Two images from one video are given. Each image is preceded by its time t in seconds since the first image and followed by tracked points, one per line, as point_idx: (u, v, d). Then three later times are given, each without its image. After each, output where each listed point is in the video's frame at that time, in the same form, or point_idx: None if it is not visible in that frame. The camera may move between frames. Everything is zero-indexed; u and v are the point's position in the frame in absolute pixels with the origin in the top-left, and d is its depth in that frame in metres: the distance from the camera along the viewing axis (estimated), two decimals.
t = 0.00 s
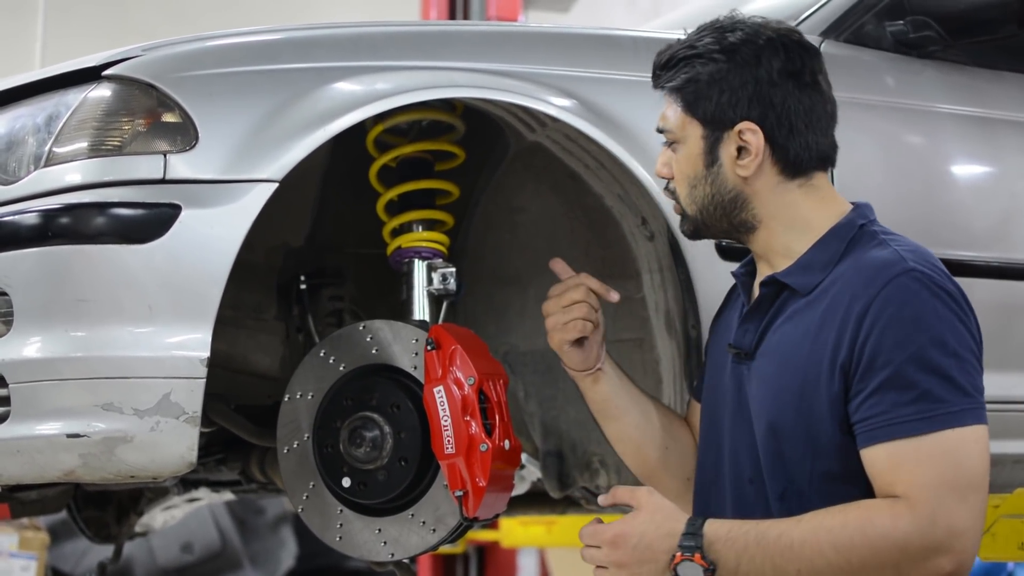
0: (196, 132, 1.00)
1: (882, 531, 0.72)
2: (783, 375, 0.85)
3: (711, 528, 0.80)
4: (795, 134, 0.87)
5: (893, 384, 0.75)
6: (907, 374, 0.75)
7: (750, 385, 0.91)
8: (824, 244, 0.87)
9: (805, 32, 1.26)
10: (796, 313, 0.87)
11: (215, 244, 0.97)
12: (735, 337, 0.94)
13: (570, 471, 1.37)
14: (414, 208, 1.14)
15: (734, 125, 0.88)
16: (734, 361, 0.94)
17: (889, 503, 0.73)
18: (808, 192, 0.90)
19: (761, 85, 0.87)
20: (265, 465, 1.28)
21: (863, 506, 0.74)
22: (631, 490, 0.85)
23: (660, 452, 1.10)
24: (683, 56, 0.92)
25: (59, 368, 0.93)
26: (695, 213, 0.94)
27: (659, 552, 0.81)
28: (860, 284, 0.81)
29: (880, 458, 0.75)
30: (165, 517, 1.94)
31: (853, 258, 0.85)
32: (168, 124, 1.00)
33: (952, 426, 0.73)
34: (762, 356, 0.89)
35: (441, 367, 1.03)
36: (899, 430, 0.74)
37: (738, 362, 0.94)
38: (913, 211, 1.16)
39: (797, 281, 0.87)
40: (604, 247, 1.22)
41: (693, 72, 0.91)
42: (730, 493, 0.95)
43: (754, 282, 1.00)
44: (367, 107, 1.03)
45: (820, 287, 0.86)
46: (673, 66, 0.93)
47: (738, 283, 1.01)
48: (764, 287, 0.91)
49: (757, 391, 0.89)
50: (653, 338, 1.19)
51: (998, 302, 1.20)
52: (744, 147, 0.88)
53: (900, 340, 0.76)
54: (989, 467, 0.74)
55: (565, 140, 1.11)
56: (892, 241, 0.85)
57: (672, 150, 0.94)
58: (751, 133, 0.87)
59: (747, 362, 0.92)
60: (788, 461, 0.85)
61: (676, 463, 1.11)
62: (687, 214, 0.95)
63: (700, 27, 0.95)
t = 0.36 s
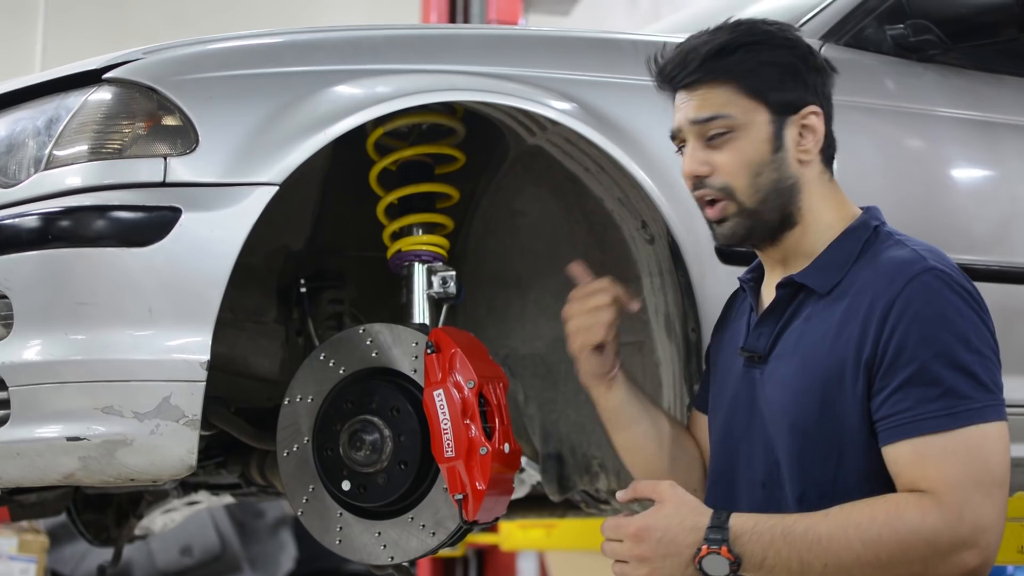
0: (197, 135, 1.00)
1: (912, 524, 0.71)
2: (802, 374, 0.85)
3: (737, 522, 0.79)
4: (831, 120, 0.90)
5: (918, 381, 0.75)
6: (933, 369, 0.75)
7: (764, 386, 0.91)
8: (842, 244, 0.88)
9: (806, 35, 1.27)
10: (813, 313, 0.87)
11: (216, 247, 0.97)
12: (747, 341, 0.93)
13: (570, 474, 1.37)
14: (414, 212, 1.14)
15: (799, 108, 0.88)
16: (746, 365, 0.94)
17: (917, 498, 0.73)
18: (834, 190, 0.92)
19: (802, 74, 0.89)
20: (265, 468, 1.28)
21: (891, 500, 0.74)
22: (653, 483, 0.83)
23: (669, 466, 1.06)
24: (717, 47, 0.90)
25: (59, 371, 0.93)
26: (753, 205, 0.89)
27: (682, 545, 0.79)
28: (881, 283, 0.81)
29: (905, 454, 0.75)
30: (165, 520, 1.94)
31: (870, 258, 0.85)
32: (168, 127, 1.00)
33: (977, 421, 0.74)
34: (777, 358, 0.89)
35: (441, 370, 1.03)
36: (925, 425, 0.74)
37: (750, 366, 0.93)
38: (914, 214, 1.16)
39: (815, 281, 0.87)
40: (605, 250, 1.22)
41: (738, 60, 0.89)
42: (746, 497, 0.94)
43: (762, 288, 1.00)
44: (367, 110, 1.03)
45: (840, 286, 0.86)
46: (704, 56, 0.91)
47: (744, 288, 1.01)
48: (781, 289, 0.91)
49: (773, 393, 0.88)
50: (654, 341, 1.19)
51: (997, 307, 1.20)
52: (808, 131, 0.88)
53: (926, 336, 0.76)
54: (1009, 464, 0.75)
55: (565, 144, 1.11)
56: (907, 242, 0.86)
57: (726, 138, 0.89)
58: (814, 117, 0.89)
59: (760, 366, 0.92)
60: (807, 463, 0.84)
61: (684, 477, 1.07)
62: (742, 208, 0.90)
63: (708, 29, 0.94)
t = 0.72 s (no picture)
0: (194, 138, 1.00)
1: (972, 502, 0.72)
2: (825, 368, 0.84)
3: (801, 514, 0.74)
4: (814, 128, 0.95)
5: (957, 364, 0.76)
6: (970, 351, 0.76)
7: (774, 387, 0.88)
8: (841, 243, 0.89)
9: (804, 38, 1.27)
10: (828, 308, 0.86)
11: (214, 250, 0.97)
12: (755, 343, 0.91)
13: (568, 477, 1.37)
14: (412, 214, 1.14)
15: (806, 112, 0.92)
16: (751, 370, 0.91)
17: (970, 478, 0.73)
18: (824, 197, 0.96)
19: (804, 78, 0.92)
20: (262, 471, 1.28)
21: (949, 482, 0.73)
22: (711, 471, 0.76)
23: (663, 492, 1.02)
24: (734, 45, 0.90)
25: (56, 373, 0.93)
26: (782, 200, 0.87)
27: (744, 540, 0.73)
28: (903, 274, 0.83)
29: (949, 437, 0.76)
30: (162, 522, 1.94)
31: (882, 253, 0.87)
32: (166, 130, 1.00)
33: (1016, 400, 0.75)
34: (789, 356, 0.88)
35: (438, 373, 1.03)
36: (968, 405, 0.75)
37: (756, 370, 0.90)
38: (911, 217, 1.16)
39: (827, 278, 0.87)
40: (603, 253, 1.22)
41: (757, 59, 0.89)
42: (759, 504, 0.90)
43: (754, 295, 0.98)
44: (364, 113, 1.03)
45: (853, 280, 0.86)
46: (727, 51, 0.90)
47: (739, 300, 0.98)
48: (790, 289, 0.90)
49: (789, 391, 0.86)
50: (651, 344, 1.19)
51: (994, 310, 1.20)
52: (812, 135, 0.92)
53: (959, 320, 0.77)
54: None
55: (563, 146, 1.12)
56: (909, 238, 0.88)
57: (758, 132, 0.88)
58: (816, 122, 0.93)
59: (767, 369, 0.90)
60: (836, 458, 0.82)
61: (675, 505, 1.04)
62: (774, 203, 0.87)
63: (698, 36, 0.95)
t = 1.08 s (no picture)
0: (191, 135, 1.00)
1: (986, 512, 0.72)
2: (821, 371, 0.84)
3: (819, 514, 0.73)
4: (799, 129, 0.90)
5: (959, 377, 0.77)
6: (972, 365, 0.77)
7: (769, 383, 0.88)
8: (844, 241, 0.89)
9: (801, 36, 1.27)
10: (827, 309, 0.86)
11: (211, 248, 0.97)
12: (749, 338, 0.91)
13: (565, 475, 1.37)
14: (410, 212, 1.14)
15: (751, 123, 0.89)
16: (745, 363, 0.91)
17: (981, 487, 0.74)
18: (812, 192, 0.93)
19: (767, 83, 0.89)
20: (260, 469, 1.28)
21: (962, 489, 0.74)
22: (738, 463, 0.72)
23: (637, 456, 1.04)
24: (679, 62, 0.92)
25: (54, 371, 0.93)
26: (700, 220, 0.92)
27: (763, 540, 0.71)
28: (905, 280, 0.83)
29: (952, 449, 0.77)
30: (160, 521, 1.94)
31: (883, 255, 0.87)
32: (163, 127, 1.00)
33: (1015, 411, 0.76)
34: (784, 353, 0.88)
35: (435, 371, 1.03)
36: (970, 418, 0.76)
37: (750, 363, 0.91)
38: (907, 215, 1.16)
39: (823, 279, 0.87)
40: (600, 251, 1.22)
41: (695, 76, 0.91)
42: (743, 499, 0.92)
43: (754, 284, 0.98)
44: (362, 111, 1.03)
45: (849, 282, 0.86)
46: (668, 71, 0.93)
47: (738, 287, 0.99)
48: (786, 286, 0.89)
49: (782, 389, 0.87)
50: (648, 343, 1.19)
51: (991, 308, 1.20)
52: (754, 145, 0.89)
53: (961, 332, 0.78)
54: None
55: (560, 144, 1.12)
56: (911, 239, 0.88)
57: (671, 155, 0.92)
58: (764, 130, 0.89)
59: (761, 364, 0.90)
60: (828, 459, 0.84)
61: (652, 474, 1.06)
62: (692, 225, 0.93)
63: (684, 35, 0.95)
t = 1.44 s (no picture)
0: (189, 133, 1.00)
1: (890, 544, 0.72)
2: (781, 382, 0.85)
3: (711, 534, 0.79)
4: (794, 131, 0.87)
5: (893, 400, 0.75)
6: (907, 389, 0.75)
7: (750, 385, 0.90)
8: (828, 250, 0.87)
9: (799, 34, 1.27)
10: (799, 318, 0.87)
11: (208, 246, 0.97)
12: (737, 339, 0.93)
13: (563, 473, 1.37)
14: (408, 210, 1.13)
15: (742, 123, 0.88)
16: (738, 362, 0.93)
17: (895, 517, 0.73)
18: (814, 193, 0.89)
19: (759, 82, 0.87)
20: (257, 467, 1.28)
21: (868, 520, 0.74)
22: (637, 484, 0.80)
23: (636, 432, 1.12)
24: (683, 55, 0.93)
25: (52, 369, 0.93)
26: (700, 213, 0.94)
27: (655, 557, 0.79)
28: (861, 294, 0.81)
29: (883, 473, 0.75)
30: (158, 519, 1.94)
31: (858, 265, 0.84)
32: (161, 125, 1.00)
33: (952, 440, 0.74)
34: (763, 358, 0.89)
35: (433, 369, 1.03)
36: (901, 444, 0.74)
37: (741, 363, 0.93)
38: (905, 212, 1.16)
39: (800, 286, 0.87)
40: (598, 250, 1.22)
41: (692, 71, 0.91)
42: (726, 499, 0.94)
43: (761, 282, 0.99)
44: (359, 109, 1.02)
45: (822, 294, 0.85)
46: (673, 65, 0.94)
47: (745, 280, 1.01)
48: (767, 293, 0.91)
49: (752, 397, 0.88)
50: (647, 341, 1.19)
51: (989, 306, 1.20)
52: (745, 146, 0.88)
53: (900, 354, 0.76)
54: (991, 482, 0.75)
55: (558, 142, 1.12)
56: (902, 247, 0.85)
57: (676, 148, 0.94)
58: (751, 132, 0.87)
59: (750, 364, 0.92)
60: (786, 468, 0.84)
61: (659, 449, 1.12)
62: (695, 217, 0.95)
63: (702, 25, 0.95)
